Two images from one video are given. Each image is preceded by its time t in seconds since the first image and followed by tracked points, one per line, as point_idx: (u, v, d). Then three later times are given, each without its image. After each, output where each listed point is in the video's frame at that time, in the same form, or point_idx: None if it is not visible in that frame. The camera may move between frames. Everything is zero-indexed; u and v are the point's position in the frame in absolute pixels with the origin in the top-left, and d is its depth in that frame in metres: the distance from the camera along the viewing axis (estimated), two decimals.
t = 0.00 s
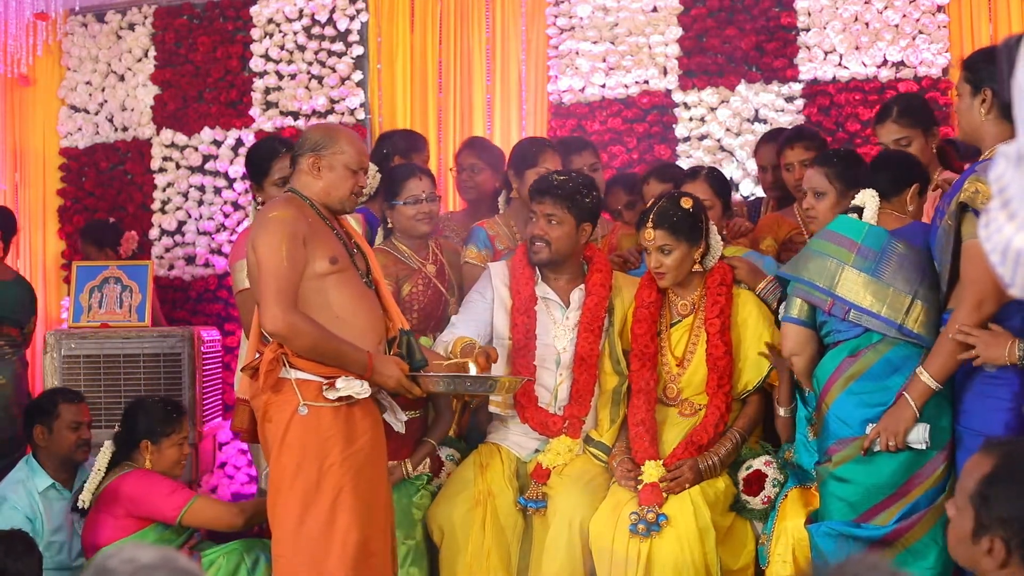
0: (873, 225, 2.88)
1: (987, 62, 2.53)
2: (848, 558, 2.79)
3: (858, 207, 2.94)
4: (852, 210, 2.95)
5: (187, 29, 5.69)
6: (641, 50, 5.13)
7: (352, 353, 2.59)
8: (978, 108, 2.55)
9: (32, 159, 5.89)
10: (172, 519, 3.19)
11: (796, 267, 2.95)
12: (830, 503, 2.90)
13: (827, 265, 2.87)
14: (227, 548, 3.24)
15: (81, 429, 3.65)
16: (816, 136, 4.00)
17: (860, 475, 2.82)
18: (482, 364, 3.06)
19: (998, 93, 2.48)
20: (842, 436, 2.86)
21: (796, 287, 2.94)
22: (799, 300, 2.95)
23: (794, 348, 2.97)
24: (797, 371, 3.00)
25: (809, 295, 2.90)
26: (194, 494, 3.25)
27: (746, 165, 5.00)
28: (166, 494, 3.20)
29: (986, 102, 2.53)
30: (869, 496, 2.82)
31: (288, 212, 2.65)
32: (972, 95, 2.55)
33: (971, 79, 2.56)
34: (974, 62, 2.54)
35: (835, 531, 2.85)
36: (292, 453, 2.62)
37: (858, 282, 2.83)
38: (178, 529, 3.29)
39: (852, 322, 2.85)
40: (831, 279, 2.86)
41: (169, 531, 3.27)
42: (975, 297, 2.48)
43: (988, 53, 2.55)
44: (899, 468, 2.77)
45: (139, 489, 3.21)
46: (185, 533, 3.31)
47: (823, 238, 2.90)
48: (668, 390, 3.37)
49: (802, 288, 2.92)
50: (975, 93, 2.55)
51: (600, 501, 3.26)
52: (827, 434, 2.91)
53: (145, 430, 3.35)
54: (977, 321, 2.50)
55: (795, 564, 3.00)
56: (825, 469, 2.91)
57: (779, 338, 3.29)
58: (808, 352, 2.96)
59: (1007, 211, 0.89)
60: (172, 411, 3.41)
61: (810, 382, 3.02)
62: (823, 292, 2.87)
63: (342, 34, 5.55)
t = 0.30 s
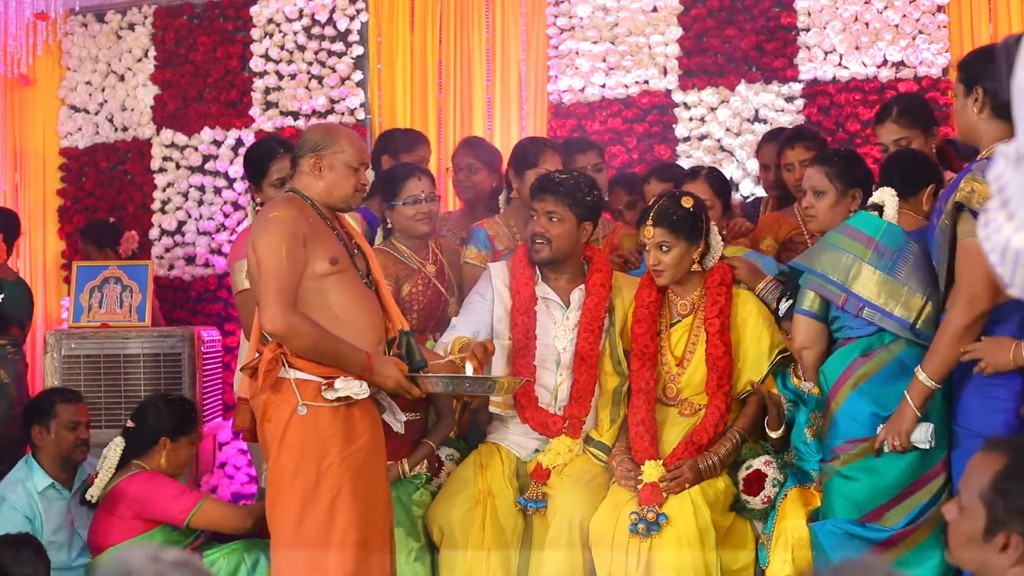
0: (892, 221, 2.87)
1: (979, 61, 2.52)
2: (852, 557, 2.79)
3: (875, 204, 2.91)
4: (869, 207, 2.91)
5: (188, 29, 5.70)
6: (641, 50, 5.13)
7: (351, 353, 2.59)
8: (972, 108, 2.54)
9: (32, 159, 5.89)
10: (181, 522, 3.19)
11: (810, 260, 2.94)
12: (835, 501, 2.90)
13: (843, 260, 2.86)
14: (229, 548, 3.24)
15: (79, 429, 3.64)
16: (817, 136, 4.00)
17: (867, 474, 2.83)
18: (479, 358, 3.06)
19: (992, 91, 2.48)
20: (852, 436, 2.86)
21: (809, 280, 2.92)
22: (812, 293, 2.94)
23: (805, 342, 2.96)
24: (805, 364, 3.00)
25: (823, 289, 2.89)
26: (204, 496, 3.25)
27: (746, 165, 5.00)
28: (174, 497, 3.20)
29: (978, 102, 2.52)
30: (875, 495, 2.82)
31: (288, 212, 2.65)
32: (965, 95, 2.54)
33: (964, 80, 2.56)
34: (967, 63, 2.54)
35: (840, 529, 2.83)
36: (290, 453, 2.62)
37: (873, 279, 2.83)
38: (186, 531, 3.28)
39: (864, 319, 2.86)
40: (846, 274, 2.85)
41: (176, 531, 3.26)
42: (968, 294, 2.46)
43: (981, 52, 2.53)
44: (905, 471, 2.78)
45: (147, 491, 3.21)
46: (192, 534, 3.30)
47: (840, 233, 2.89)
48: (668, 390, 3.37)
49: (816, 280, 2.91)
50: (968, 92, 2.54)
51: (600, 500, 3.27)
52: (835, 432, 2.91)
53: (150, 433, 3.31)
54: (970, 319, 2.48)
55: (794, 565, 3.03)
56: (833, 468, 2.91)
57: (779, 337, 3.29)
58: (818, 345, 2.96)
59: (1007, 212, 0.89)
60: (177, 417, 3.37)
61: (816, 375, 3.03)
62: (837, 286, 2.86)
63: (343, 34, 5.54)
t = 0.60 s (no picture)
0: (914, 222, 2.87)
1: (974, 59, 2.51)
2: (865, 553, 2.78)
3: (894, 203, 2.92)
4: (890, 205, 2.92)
5: (188, 29, 5.70)
6: (641, 50, 5.13)
7: (349, 355, 2.59)
8: (967, 108, 2.53)
9: (32, 159, 5.89)
10: (194, 521, 3.19)
11: (827, 250, 2.89)
12: (845, 498, 2.87)
13: (862, 254, 2.83)
14: (227, 548, 3.23)
15: (78, 430, 3.63)
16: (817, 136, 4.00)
17: (886, 473, 2.82)
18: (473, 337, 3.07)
19: (987, 90, 2.47)
20: (870, 433, 2.84)
21: (825, 271, 2.88)
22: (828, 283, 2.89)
23: (818, 333, 2.91)
24: (814, 356, 2.94)
25: (839, 281, 2.85)
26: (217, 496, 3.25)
27: (746, 165, 5.00)
28: (186, 497, 3.20)
29: (974, 100, 2.51)
30: (891, 493, 2.82)
31: (293, 212, 2.65)
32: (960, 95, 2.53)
33: (959, 79, 2.55)
34: (961, 62, 2.53)
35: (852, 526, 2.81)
36: (289, 451, 2.63)
37: (889, 278, 2.82)
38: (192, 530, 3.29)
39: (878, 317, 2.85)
40: (864, 269, 2.82)
41: (183, 531, 3.27)
42: (961, 294, 2.43)
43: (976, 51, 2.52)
44: (926, 471, 2.81)
45: (161, 488, 3.20)
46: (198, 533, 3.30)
47: (861, 227, 2.87)
48: (667, 390, 3.37)
49: (831, 271, 2.87)
50: (963, 92, 2.53)
51: (600, 501, 3.27)
52: (848, 430, 2.88)
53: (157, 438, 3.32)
54: (964, 318, 2.45)
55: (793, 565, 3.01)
56: (844, 465, 2.88)
57: (778, 337, 3.28)
58: (830, 337, 2.91)
59: (1006, 212, 0.89)
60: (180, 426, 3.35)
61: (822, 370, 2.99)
62: (855, 280, 2.83)
63: (343, 34, 5.54)
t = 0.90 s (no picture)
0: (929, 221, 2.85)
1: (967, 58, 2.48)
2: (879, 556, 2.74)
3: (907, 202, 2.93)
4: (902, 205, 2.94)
5: (188, 29, 5.70)
6: (641, 50, 5.13)
7: (350, 356, 2.59)
8: (961, 107, 2.51)
9: (32, 159, 5.88)
10: (205, 517, 3.18)
11: (841, 245, 2.87)
12: (856, 498, 2.85)
13: (876, 249, 2.80)
14: (229, 549, 3.22)
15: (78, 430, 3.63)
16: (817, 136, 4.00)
17: (896, 472, 2.81)
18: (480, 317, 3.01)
19: (982, 90, 2.44)
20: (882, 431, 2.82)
21: (839, 265, 2.86)
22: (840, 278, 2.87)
23: (830, 328, 2.90)
24: (825, 352, 2.93)
25: (852, 276, 2.82)
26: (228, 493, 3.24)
27: (746, 165, 5.01)
28: (198, 493, 3.18)
29: (967, 100, 2.49)
30: (902, 492, 2.81)
31: (300, 212, 2.65)
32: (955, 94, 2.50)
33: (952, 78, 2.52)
34: (956, 61, 2.50)
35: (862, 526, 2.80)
36: (287, 451, 2.63)
37: (901, 275, 2.78)
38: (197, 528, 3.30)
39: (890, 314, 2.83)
40: (877, 264, 2.79)
41: (189, 529, 3.28)
42: (954, 298, 2.42)
43: (970, 48, 2.50)
44: (931, 468, 2.83)
45: (173, 484, 3.20)
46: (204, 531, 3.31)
47: (876, 223, 2.85)
48: (667, 390, 3.37)
49: (844, 265, 2.85)
50: (956, 91, 2.51)
51: (600, 501, 3.27)
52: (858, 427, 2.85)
53: (159, 437, 3.32)
54: (955, 323, 2.43)
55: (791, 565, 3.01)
56: (853, 464, 2.85)
57: (777, 336, 3.28)
58: (842, 333, 2.89)
59: (1006, 211, 0.89)
60: (180, 425, 3.35)
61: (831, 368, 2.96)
62: (869, 276, 2.80)
63: (343, 34, 5.54)
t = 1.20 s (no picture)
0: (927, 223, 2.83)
1: (957, 58, 2.48)
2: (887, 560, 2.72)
3: (908, 203, 2.90)
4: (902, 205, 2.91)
5: (187, 29, 5.69)
6: (641, 50, 5.13)
7: (351, 356, 2.58)
8: (952, 109, 2.51)
9: (32, 159, 5.89)
10: (200, 515, 3.17)
11: (840, 246, 2.86)
12: (862, 503, 2.84)
13: (876, 252, 2.79)
14: (234, 550, 3.24)
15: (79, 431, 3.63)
16: (817, 136, 4.00)
17: (901, 475, 2.79)
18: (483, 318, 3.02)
19: (973, 91, 2.44)
20: (884, 434, 2.81)
21: (839, 266, 2.85)
22: (838, 279, 2.86)
23: (829, 331, 2.90)
24: (823, 354, 2.92)
25: (852, 278, 2.82)
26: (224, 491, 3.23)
27: (746, 165, 5.01)
28: (193, 491, 3.18)
29: (958, 101, 2.49)
30: (908, 495, 2.80)
31: (301, 213, 2.65)
32: (946, 95, 2.50)
33: (943, 78, 2.52)
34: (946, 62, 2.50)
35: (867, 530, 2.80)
36: (288, 452, 2.63)
37: (901, 278, 2.79)
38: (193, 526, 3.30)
39: (889, 317, 2.85)
40: (877, 267, 2.79)
41: (184, 529, 3.28)
42: (939, 299, 2.43)
43: (961, 49, 2.49)
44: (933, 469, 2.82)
45: (167, 481, 3.19)
46: (199, 531, 3.30)
47: (875, 224, 2.83)
48: (666, 389, 3.38)
49: (843, 268, 2.84)
50: (948, 92, 2.51)
51: (600, 501, 3.27)
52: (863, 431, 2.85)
53: (150, 437, 3.30)
54: (939, 325, 2.43)
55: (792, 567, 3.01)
56: (858, 469, 2.84)
57: (777, 335, 3.28)
58: (841, 336, 2.90)
59: (1007, 211, 0.89)
60: (174, 423, 3.33)
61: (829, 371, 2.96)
62: (869, 279, 2.80)
63: (342, 34, 5.54)
